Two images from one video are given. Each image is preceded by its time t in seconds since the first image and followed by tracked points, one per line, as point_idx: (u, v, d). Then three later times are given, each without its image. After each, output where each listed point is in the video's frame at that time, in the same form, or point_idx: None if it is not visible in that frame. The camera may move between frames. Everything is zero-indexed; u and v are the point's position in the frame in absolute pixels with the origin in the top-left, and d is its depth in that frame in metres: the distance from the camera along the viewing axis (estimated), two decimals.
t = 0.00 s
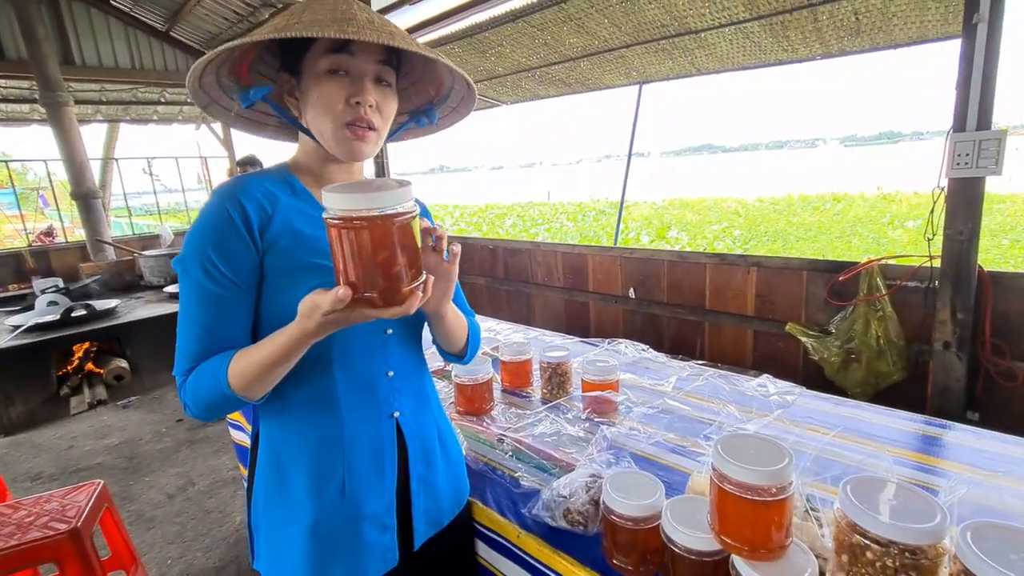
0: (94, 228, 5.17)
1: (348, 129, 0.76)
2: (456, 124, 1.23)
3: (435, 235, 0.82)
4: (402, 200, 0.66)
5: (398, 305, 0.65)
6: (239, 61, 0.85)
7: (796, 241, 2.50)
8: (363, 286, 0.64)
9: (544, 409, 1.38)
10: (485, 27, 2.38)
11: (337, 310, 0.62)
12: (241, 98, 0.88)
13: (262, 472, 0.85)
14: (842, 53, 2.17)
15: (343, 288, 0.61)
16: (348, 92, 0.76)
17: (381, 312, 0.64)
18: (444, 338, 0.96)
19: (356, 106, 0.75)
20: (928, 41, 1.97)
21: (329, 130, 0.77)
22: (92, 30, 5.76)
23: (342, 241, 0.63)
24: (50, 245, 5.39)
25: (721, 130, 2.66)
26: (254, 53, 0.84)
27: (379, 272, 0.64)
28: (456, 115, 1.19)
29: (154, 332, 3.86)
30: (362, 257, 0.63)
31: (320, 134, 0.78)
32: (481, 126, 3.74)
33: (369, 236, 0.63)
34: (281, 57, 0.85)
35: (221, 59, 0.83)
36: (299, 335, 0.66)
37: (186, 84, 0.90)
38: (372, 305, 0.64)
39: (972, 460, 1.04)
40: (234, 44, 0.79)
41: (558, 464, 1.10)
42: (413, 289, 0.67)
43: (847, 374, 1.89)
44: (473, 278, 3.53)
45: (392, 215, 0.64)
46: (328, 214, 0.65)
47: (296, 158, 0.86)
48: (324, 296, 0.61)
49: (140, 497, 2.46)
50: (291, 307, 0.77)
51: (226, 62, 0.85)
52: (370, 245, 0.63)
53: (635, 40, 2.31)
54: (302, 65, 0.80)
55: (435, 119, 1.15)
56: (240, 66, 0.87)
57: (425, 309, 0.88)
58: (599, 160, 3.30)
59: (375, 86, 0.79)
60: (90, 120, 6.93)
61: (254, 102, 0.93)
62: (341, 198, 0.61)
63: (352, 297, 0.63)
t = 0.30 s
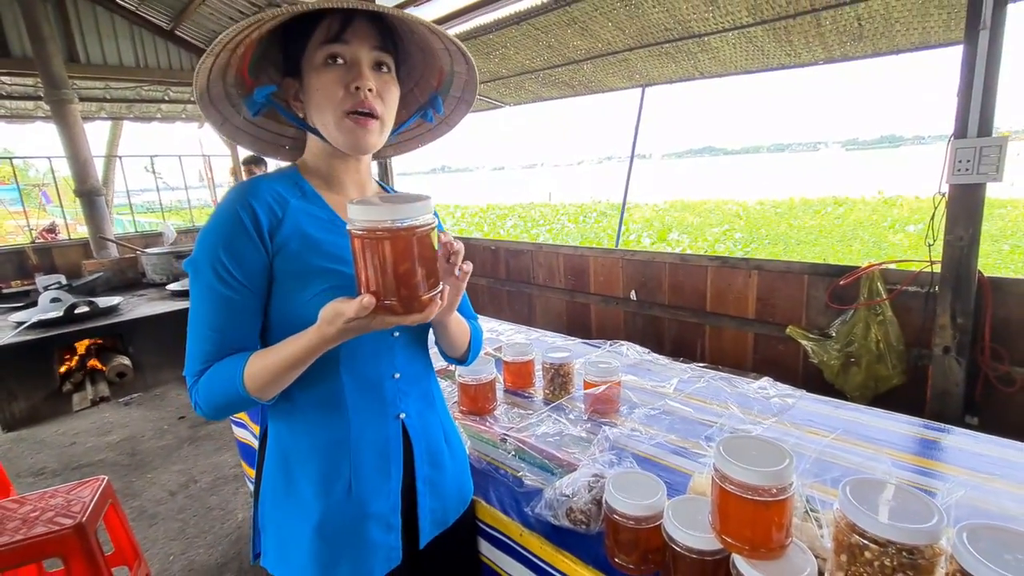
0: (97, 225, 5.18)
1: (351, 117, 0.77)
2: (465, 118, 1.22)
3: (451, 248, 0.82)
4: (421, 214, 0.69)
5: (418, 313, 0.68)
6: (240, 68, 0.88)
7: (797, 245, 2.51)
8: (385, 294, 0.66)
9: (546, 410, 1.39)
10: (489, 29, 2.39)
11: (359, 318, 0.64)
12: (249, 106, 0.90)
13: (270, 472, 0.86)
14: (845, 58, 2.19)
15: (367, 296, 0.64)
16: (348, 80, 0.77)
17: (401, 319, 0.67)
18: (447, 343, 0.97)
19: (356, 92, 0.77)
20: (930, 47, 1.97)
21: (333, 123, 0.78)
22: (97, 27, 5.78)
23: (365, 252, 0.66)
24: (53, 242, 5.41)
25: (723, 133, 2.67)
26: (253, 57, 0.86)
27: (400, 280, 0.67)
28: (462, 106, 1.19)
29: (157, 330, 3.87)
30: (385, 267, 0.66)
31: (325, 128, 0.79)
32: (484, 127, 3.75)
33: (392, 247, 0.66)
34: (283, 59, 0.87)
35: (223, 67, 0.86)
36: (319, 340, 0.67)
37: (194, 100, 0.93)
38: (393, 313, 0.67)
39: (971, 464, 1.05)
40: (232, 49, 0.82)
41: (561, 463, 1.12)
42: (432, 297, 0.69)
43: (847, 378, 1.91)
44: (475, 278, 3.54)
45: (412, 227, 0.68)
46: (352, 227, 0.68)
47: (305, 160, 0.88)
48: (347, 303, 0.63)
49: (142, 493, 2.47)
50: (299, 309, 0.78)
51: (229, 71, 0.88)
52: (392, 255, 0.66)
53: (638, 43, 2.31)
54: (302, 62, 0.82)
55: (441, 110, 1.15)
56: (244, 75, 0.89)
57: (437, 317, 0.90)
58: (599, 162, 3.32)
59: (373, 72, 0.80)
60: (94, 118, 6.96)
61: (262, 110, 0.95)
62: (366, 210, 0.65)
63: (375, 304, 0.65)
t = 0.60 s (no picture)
0: (106, 226, 5.22)
1: (360, 120, 0.78)
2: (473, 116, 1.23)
3: (453, 244, 0.82)
4: (428, 213, 0.71)
5: (427, 310, 0.69)
6: (252, 74, 0.90)
7: (804, 246, 2.51)
8: (394, 291, 0.68)
9: (552, 408, 1.40)
10: (495, 30, 2.40)
11: (369, 316, 0.65)
12: (261, 109, 0.92)
13: (283, 467, 0.88)
14: (851, 58, 2.18)
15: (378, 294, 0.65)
16: (356, 84, 0.78)
17: (410, 316, 0.68)
18: (452, 343, 0.98)
19: (364, 96, 0.78)
20: (937, 47, 1.97)
21: (343, 126, 0.79)
22: (107, 30, 5.83)
23: (375, 251, 0.67)
24: (63, 242, 5.46)
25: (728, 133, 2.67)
26: (264, 63, 0.88)
27: (409, 278, 0.68)
28: (471, 104, 1.20)
29: (165, 329, 3.91)
30: (394, 266, 0.67)
31: (335, 131, 0.81)
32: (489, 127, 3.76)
33: (401, 245, 0.67)
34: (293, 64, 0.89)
35: (236, 74, 0.88)
36: (329, 338, 0.68)
37: (210, 105, 0.95)
38: (402, 310, 0.68)
39: (978, 464, 1.05)
40: (244, 56, 0.84)
41: (567, 461, 1.13)
42: (440, 295, 0.71)
43: (854, 378, 1.90)
44: (480, 279, 3.56)
45: (420, 227, 0.69)
46: (361, 226, 0.69)
47: (317, 160, 0.89)
48: (357, 302, 0.64)
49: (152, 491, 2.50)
50: (310, 307, 0.79)
51: (242, 77, 0.90)
52: (401, 255, 0.67)
53: (644, 44, 2.32)
54: (312, 67, 0.83)
55: (450, 109, 1.16)
56: (256, 79, 0.91)
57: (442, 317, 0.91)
58: (604, 162, 3.32)
59: (382, 75, 0.82)
60: (102, 119, 7.02)
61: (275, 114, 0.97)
62: (376, 209, 0.66)
63: (385, 302, 0.66)
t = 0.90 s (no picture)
0: (116, 225, 5.28)
1: (373, 132, 0.79)
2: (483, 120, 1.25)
3: (459, 244, 0.82)
4: (432, 210, 0.71)
5: (431, 307, 0.69)
6: (268, 78, 0.91)
7: (812, 248, 2.49)
8: (399, 289, 0.68)
9: (558, 410, 1.40)
10: (503, 32, 2.41)
11: (373, 313, 0.66)
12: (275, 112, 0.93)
13: (292, 463, 0.88)
14: (862, 59, 2.16)
15: (381, 290, 0.65)
16: (371, 96, 0.79)
17: (415, 314, 0.68)
18: (459, 343, 0.98)
19: (378, 108, 0.79)
20: (949, 49, 1.96)
21: (356, 135, 0.81)
22: (120, 31, 5.90)
23: (379, 249, 0.68)
24: (75, 241, 5.52)
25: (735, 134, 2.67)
26: (280, 69, 0.89)
27: (413, 275, 0.68)
28: (482, 109, 1.21)
29: (174, 328, 3.94)
30: (397, 262, 0.68)
31: (348, 140, 0.82)
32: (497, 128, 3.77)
33: (405, 242, 0.68)
34: (309, 70, 0.90)
35: (253, 79, 0.89)
36: (335, 335, 0.69)
37: (227, 106, 0.97)
38: (407, 308, 0.68)
39: (988, 469, 1.04)
40: (261, 64, 0.85)
41: (573, 463, 1.12)
42: (444, 292, 0.71)
43: (862, 382, 1.89)
44: (487, 280, 3.57)
45: (424, 223, 0.69)
46: (367, 224, 0.70)
47: (329, 162, 0.90)
48: (361, 299, 0.65)
49: (160, 488, 2.52)
50: (320, 305, 0.79)
51: (258, 81, 0.91)
52: (405, 251, 0.68)
53: (652, 45, 2.31)
54: (327, 75, 0.84)
55: (461, 115, 1.17)
56: (272, 83, 0.92)
57: (447, 317, 0.91)
58: (611, 162, 3.32)
59: (396, 87, 0.83)
60: (114, 120, 7.11)
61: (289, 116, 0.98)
62: (379, 205, 0.67)
63: (389, 299, 0.67)
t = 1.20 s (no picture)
0: (132, 230, 5.35)
1: (391, 150, 0.80)
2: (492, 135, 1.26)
3: (470, 261, 0.83)
4: (446, 232, 0.72)
5: (443, 328, 0.70)
6: (286, 96, 0.92)
7: (824, 252, 2.47)
8: (413, 310, 0.69)
9: (569, 421, 1.40)
10: (513, 39, 2.43)
11: (388, 333, 0.67)
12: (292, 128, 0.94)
13: (305, 474, 0.89)
14: (876, 64, 2.14)
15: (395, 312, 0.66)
16: (389, 114, 0.80)
17: (428, 334, 0.70)
18: (470, 356, 0.99)
19: (397, 126, 0.80)
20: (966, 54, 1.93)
21: (374, 153, 0.82)
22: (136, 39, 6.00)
23: (393, 270, 0.69)
24: (91, 245, 5.61)
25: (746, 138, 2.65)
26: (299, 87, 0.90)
27: (426, 297, 0.69)
28: (491, 126, 1.23)
29: (188, 332, 3.99)
30: (411, 283, 0.69)
31: (365, 158, 0.83)
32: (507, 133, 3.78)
33: (418, 264, 0.69)
34: (326, 89, 0.91)
35: (272, 97, 0.90)
36: (348, 353, 0.70)
37: (244, 122, 0.98)
38: (421, 328, 0.70)
39: (1005, 486, 1.03)
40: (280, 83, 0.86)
41: (583, 476, 1.13)
42: (457, 312, 0.72)
43: (876, 393, 1.87)
44: (496, 285, 3.58)
45: (437, 244, 0.70)
46: (381, 245, 0.71)
47: (343, 178, 0.91)
48: (376, 319, 0.66)
49: (174, 491, 2.56)
50: (333, 320, 0.80)
51: (276, 99, 0.92)
52: (419, 273, 0.69)
53: (662, 52, 2.31)
54: (345, 94, 0.85)
55: (471, 130, 1.18)
56: (289, 100, 0.93)
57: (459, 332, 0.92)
58: (621, 166, 3.31)
59: (413, 105, 0.84)
60: (130, 125, 7.23)
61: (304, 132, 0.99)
62: (393, 229, 0.68)
63: (403, 320, 0.68)
